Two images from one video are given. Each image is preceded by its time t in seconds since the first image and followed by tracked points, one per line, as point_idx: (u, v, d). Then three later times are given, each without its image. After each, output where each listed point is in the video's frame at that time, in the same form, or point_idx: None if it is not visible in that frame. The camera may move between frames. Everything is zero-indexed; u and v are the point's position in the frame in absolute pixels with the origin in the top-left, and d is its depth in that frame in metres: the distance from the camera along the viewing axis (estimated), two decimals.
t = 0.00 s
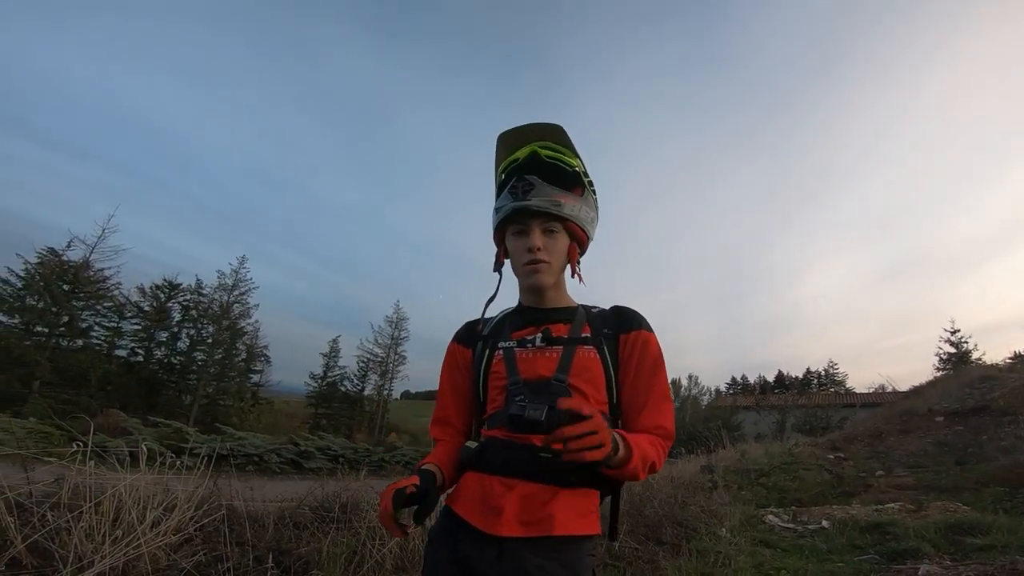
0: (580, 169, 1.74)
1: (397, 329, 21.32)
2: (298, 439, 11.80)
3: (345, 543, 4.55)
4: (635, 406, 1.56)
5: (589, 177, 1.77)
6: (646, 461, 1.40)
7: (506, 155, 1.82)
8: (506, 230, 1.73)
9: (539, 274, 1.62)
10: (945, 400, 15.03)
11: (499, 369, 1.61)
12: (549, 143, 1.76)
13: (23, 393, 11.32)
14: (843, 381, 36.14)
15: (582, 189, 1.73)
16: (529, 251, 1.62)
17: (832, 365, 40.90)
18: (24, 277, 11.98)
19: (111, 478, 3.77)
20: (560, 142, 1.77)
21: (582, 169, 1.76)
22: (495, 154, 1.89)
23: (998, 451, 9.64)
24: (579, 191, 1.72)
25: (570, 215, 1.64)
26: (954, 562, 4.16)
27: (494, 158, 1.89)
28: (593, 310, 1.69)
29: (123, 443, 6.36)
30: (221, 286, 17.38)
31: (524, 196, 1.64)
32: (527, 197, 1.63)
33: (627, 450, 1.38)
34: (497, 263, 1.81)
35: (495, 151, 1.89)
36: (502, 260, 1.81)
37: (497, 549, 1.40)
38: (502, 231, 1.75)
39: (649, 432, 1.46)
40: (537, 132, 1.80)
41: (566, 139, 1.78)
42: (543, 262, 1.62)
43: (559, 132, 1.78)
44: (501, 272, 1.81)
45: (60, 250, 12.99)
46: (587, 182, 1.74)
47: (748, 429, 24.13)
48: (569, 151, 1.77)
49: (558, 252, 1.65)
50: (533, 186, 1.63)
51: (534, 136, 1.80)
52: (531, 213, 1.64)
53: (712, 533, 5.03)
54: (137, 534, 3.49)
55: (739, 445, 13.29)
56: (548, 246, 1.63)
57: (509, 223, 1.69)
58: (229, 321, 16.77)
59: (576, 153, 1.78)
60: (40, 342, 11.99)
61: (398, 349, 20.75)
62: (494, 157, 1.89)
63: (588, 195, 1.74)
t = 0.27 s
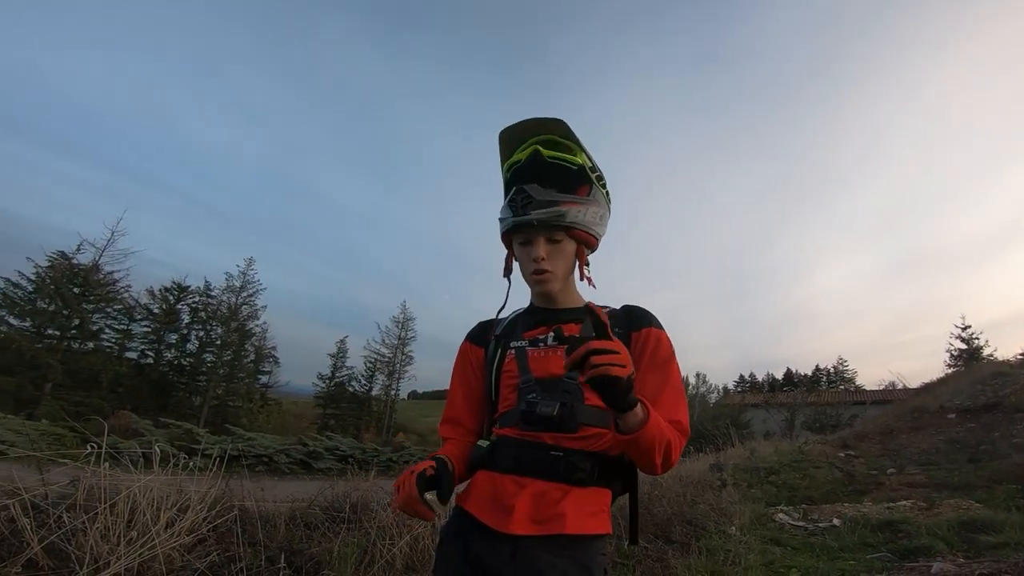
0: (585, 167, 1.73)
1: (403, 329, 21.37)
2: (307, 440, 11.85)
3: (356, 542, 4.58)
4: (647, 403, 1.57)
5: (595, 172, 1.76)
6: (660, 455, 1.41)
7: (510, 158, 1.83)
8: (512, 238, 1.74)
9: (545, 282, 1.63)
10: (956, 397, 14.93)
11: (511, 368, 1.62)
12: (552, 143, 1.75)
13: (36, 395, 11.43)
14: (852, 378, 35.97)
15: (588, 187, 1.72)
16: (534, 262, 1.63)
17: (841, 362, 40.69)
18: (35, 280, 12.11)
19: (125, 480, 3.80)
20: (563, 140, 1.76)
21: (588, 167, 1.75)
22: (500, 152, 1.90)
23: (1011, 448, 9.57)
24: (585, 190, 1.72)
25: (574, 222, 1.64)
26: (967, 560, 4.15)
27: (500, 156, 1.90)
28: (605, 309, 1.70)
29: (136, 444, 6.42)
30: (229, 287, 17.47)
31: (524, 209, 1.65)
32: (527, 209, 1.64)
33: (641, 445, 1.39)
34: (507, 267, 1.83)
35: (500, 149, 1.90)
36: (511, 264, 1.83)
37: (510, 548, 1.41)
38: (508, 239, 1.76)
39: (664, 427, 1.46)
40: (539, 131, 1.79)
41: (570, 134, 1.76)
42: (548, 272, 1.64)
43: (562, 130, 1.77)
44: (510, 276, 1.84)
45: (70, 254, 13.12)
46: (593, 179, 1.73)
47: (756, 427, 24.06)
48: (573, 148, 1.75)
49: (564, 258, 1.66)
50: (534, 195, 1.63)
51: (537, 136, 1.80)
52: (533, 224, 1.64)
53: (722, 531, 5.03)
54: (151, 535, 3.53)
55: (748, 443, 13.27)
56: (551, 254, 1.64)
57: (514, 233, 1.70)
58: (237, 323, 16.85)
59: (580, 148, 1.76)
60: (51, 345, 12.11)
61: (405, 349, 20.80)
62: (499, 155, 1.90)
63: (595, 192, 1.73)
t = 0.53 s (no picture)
0: (596, 162, 1.73)
1: (412, 330, 21.44)
2: (317, 441, 11.92)
3: (367, 543, 4.61)
4: (657, 403, 1.57)
5: (605, 169, 1.76)
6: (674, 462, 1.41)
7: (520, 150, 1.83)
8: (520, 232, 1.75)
9: (553, 278, 1.64)
10: (970, 395, 14.79)
11: (520, 367, 1.63)
12: (563, 138, 1.76)
13: (51, 398, 11.57)
14: (865, 376, 35.70)
15: (598, 182, 1.73)
16: (543, 257, 1.64)
17: (853, 361, 40.38)
18: (49, 283, 12.26)
19: (140, 480, 3.85)
20: (574, 135, 1.77)
21: (598, 163, 1.75)
22: (510, 144, 1.91)
23: None
24: (596, 185, 1.72)
25: (584, 218, 1.64)
26: (981, 559, 4.12)
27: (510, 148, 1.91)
28: (613, 308, 1.71)
29: (151, 445, 6.49)
30: (240, 289, 17.59)
31: (534, 203, 1.65)
32: (537, 204, 1.65)
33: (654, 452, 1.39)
34: (515, 262, 1.84)
35: (511, 141, 1.91)
36: (519, 259, 1.83)
37: (519, 550, 1.42)
38: (517, 232, 1.77)
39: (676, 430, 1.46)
40: (551, 124, 1.79)
41: (583, 130, 1.77)
42: (556, 267, 1.64)
43: (574, 125, 1.77)
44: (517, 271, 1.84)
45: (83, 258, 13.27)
46: (603, 175, 1.74)
47: (767, 426, 23.95)
48: (584, 143, 1.76)
49: (573, 255, 1.66)
50: (544, 188, 1.63)
51: (550, 129, 1.80)
52: (542, 218, 1.65)
53: (733, 531, 5.02)
54: (165, 536, 3.57)
55: (759, 443, 13.21)
56: (561, 249, 1.65)
57: (523, 226, 1.71)
58: (248, 325, 16.96)
59: (591, 143, 1.77)
60: (66, 347, 12.27)
61: (414, 350, 20.86)
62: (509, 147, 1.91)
63: (606, 188, 1.74)
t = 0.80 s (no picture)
0: (607, 160, 1.73)
1: (416, 332, 21.45)
2: (322, 442, 11.94)
3: (370, 545, 4.60)
4: (664, 408, 1.57)
5: (616, 167, 1.75)
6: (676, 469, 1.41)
7: (532, 146, 1.84)
8: (529, 227, 1.74)
9: (562, 274, 1.63)
10: (978, 396, 14.68)
11: (526, 370, 1.62)
12: (575, 135, 1.76)
13: (57, 400, 11.63)
14: (871, 377, 35.47)
15: (609, 180, 1.72)
16: (552, 252, 1.63)
17: (859, 361, 40.16)
18: (55, 286, 12.34)
19: (145, 481, 3.86)
20: (586, 134, 1.76)
21: (610, 161, 1.74)
22: (522, 141, 1.91)
23: None
24: (606, 183, 1.71)
25: (594, 213, 1.63)
26: (989, 560, 4.08)
27: (521, 145, 1.91)
28: (621, 310, 1.70)
29: (155, 447, 6.51)
30: (245, 292, 17.64)
31: (544, 197, 1.65)
32: (547, 198, 1.64)
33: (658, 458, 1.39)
34: (522, 259, 1.83)
35: (522, 138, 1.91)
36: (526, 257, 1.83)
37: (521, 553, 1.41)
38: (526, 228, 1.77)
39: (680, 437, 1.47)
40: (564, 121, 1.79)
41: (594, 128, 1.77)
42: (565, 263, 1.64)
43: (586, 122, 1.77)
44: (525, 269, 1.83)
45: (90, 260, 13.35)
46: (614, 173, 1.73)
47: (773, 427, 23.83)
48: (595, 141, 1.76)
49: (582, 251, 1.65)
50: (554, 182, 1.63)
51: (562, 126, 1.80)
52: (552, 212, 1.65)
53: (737, 532, 4.99)
54: (170, 537, 3.58)
55: (764, 444, 13.15)
56: (570, 245, 1.64)
57: (532, 221, 1.71)
58: (253, 327, 17.01)
59: (602, 142, 1.76)
60: (72, 349, 12.33)
61: (418, 352, 20.87)
62: (520, 145, 1.91)
63: (616, 186, 1.73)
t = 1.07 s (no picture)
0: (617, 163, 1.73)
1: (415, 334, 21.44)
2: (320, 444, 11.92)
3: (367, 547, 4.59)
4: (674, 414, 1.56)
5: (627, 170, 1.75)
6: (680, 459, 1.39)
7: (544, 149, 1.86)
8: (537, 226, 1.75)
9: (566, 272, 1.63)
10: (977, 399, 14.68)
11: (533, 374, 1.61)
12: (586, 139, 1.77)
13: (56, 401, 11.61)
14: (870, 381, 35.44)
15: (619, 182, 1.71)
16: (557, 248, 1.63)
17: (858, 364, 40.13)
18: (54, 287, 12.34)
19: (143, 483, 3.85)
20: (597, 138, 1.77)
21: (619, 164, 1.74)
22: (535, 147, 1.92)
23: None
24: (616, 184, 1.71)
25: (600, 211, 1.62)
26: (988, 563, 4.08)
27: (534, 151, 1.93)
28: (631, 314, 1.69)
29: (153, 448, 6.50)
30: (245, 293, 17.62)
31: (550, 193, 1.65)
32: (553, 193, 1.64)
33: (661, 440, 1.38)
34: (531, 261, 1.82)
35: (535, 144, 1.93)
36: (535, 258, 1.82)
37: (520, 555, 1.41)
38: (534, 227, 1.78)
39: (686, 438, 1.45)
40: (576, 124, 1.81)
41: (605, 133, 1.78)
42: (570, 260, 1.63)
43: (597, 126, 1.78)
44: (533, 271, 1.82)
45: (89, 261, 13.35)
46: (625, 176, 1.73)
47: (772, 430, 23.81)
48: (606, 146, 1.76)
49: (588, 249, 1.64)
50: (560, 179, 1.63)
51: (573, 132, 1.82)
52: (558, 209, 1.65)
53: (736, 535, 4.98)
54: (167, 539, 3.57)
55: (763, 447, 13.14)
56: (575, 243, 1.64)
57: (539, 219, 1.72)
58: (253, 328, 17.00)
59: (613, 146, 1.77)
60: (71, 350, 12.32)
61: (417, 354, 20.86)
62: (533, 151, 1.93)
63: (626, 189, 1.72)
